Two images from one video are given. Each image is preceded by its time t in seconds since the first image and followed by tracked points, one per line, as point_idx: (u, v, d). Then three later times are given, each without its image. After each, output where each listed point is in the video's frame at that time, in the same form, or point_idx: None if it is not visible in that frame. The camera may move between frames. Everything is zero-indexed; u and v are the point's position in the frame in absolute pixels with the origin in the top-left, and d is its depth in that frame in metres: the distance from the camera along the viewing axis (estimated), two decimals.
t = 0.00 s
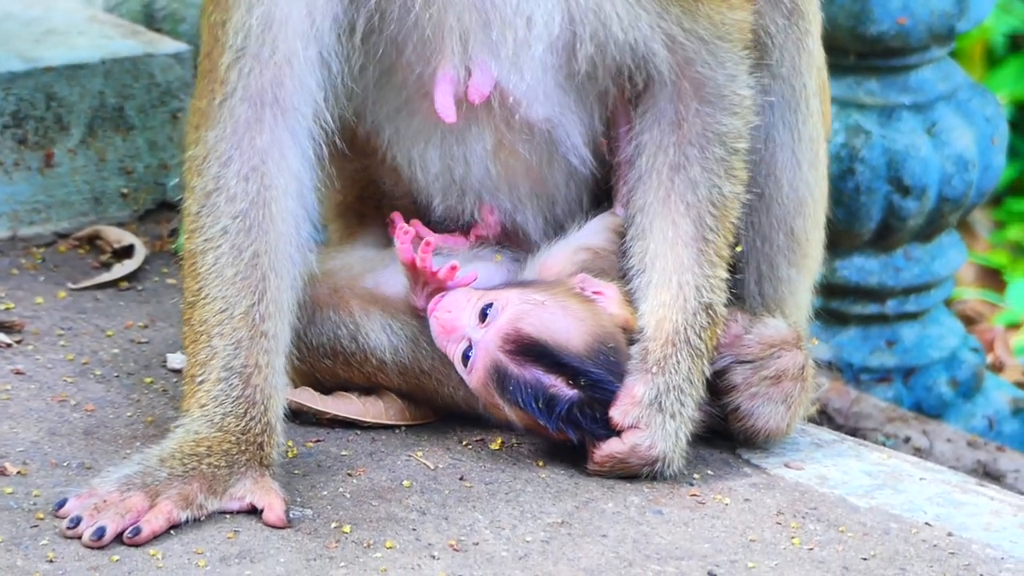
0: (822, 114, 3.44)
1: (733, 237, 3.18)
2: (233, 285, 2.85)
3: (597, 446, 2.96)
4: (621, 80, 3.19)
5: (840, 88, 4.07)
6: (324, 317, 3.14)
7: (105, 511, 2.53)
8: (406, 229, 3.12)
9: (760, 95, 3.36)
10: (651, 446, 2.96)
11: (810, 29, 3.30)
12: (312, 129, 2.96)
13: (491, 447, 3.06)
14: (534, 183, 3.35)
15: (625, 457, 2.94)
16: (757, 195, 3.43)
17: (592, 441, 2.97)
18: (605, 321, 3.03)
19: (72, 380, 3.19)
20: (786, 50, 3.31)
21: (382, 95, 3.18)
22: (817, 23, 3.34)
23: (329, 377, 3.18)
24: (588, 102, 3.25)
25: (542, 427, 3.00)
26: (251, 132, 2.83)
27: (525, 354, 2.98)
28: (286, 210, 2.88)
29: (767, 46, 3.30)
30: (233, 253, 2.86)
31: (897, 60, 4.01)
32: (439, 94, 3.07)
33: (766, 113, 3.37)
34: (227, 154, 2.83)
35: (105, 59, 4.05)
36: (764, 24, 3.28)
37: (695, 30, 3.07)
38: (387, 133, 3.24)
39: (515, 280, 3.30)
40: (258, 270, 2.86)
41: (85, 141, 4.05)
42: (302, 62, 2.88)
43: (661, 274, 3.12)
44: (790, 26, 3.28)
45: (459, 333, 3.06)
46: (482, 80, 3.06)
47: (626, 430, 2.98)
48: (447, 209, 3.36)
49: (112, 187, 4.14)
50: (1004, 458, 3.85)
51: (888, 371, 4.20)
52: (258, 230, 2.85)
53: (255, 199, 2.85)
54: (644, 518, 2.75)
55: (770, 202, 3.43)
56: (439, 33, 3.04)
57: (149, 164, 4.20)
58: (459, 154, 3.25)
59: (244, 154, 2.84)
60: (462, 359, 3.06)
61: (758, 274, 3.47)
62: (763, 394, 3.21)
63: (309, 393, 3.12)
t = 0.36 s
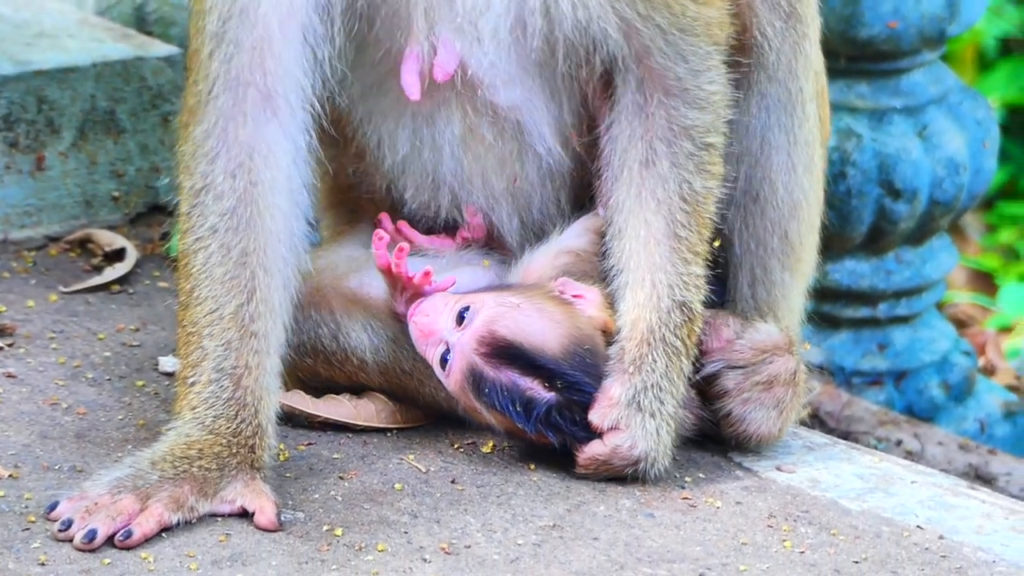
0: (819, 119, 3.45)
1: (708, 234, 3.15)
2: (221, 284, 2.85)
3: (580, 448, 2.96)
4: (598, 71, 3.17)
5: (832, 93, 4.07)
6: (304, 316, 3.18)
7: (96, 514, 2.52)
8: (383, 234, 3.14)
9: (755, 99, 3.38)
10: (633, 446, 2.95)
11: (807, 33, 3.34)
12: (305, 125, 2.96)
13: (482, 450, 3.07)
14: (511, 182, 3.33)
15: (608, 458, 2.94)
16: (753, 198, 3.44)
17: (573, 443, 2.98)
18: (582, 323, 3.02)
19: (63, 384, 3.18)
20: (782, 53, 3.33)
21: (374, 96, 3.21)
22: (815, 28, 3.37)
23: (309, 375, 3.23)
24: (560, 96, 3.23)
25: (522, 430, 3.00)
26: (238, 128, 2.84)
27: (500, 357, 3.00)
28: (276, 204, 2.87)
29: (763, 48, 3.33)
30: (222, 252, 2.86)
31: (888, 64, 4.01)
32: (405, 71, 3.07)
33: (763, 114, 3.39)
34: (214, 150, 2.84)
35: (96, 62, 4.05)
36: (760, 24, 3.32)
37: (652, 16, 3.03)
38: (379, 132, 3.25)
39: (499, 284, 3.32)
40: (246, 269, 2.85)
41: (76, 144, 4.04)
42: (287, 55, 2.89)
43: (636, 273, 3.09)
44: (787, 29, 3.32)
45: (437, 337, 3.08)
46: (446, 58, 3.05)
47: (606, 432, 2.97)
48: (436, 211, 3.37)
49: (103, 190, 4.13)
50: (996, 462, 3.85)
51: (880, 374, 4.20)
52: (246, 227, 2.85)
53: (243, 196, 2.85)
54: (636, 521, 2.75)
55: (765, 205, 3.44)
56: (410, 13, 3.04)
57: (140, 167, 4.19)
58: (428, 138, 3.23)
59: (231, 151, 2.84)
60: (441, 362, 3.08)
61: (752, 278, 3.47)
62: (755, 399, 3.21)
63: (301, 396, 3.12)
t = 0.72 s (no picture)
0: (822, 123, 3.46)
1: (694, 231, 3.10)
2: (197, 237, 2.82)
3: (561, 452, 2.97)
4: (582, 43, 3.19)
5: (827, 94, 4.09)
6: (296, 309, 3.25)
7: (93, 520, 2.52)
8: (366, 235, 3.14)
9: (757, 100, 3.39)
10: (611, 450, 2.93)
11: (810, 35, 3.34)
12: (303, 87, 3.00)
13: (478, 452, 3.07)
14: (501, 165, 3.35)
15: (586, 462, 2.93)
16: (753, 200, 3.45)
17: (554, 447, 2.99)
18: (566, 326, 3.03)
19: (60, 387, 3.18)
20: (786, 55, 3.34)
21: (378, 76, 3.27)
22: (819, 31, 3.38)
23: (303, 366, 3.31)
24: (546, 72, 3.25)
25: (504, 431, 3.02)
26: (221, 83, 2.85)
27: (481, 359, 3.02)
28: (265, 151, 2.87)
29: (767, 49, 3.34)
30: (200, 205, 2.85)
31: (884, 66, 4.02)
32: (392, 36, 3.12)
33: (765, 117, 3.39)
34: (196, 104, 2.85)
35: (92, 65, 4.05)
36: (762, 25, 3.32)
37: None
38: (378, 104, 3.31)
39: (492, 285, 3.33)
40: (222, 221, 2.83)
41: (72, 147, 4.04)
42: (286, 18, 2.95)
43: (621, 273, 3.06)
44: (791, 32, 3.33)
45: (422, 337, 3.10)
46: (429, 22, 3.09)
47: (585, 437, 2.96)
48: (433, 193, 3.42)
49: (100, 193, 4.13)
50: (992, 464, 3.85)
51: (877, 376, 4.20)
52: (227, 183, 2.84)
53: (223, 147, 2.85)
54: (632, 523, 2.75)
55: (765, 207, 3.44)
56: None
57: (136, 170, 4.19)
58: (417, 107, 3.27)
59: (213, 105, 2.85)
60: (426, 363, 3.10)
61: (751, 280, 3.47)
62: (752, 403, 3.21)
63: (297, 399, 3.13)
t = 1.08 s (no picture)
0: (827, 125, 3.46)
1: (690, 232, 3.09)
2: (177, 223, 2.89)
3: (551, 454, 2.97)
4: (580, 40, 3.19)
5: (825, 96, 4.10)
6: (287, 304, 3.27)
7: (89, 521, 2.52)
8: (366, 232, 3.13)
9: (761, 98, 3.40)
10: (599, 450, 2.92)
11: (816, 36, 3.35)
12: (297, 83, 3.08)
13: (475, 453, 3.07)
14: (505, 160, 3.35)
15: (576, 463, 2.92)
16: (754, 199, 3.46)
17: (545, 449, 2.98)
18: (562, 328, 3.04)
19: (56, 387, 3.17)
20: (790, 54, 3.35)
21: (381, 73, 3.31)
22: (825, 33, 3.39)
23: (294, 363, 3.31)
24: (547, 69, 3.24)
25: (496, 432, 3.02)
26: (210, 79, 2.93)
27: (478, 359, 3.02)
28: (252, 143, 2.94)
29: (772, 47, 3.35)
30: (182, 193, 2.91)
31: (880, 67, 4.02)
32: (393, 34, 3.14)
33: (768, 116, 3.40)
34: (184, 96, 2.94)
35: (89, 65, 4.04)
36: (769, 24, 3.34)
37: None
38: (382, 102, 3.34)
39: (489, 283, 3.31)
40: (203, 210, 2.90)
41: (68, 147, 4.04)
42: (279, 16, 3.03)
43: (615, 272, 3.04)
44: (796, 31, 3.33)
45: (418, 336, 3.10)
46: (430, 20, 3.11)
47: (576, 437, 2.95)
48: (437, 183, 3.42)
49: (96, 193, 4.13)
50: (988, 465, 3.85)
51: (872, 377, 4.20)
52: (212, 176, 2.90)
53: (207, 137, 2.92)
54: (629, 524, 2.75)
55: (766, 206, 3.45)
56: None
57: (133, 170, 4.19)
58: (417, 103, 3.29)
59: (200, 98, 2.93)
60: (421, 361, 3.10)
61: (749, 280, 3.48)
62: (748, 405, 3.22)
63: (293, 399, 3.13)
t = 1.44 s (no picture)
0: (829, 126, 3.47)
1: (688, 231, 3.09)
2: (168, 221, 2.90)
3: (550, 455, 2.96)
4: (578, 39, 3.19)
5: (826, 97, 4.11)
6: (288, 301, 3.27)
7: (91, 523, 2.51)
8: (366, 234, 3.14)
9: (763, 99, 3.41)
10: (598, 450, 2.92)
11: (818, 36, 3.36)
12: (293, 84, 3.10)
13: (477, 455, 3.07)
14: (507, 161, 3.35)
15: (575, 463, 2.92)
16: (756, 199, 3.46)
17: (544, 449, 2.98)
18: (559, 329, 3.04)
19: (57, 389, 3.17)
20: (793, 55, 3.36)
21: (382, 74, 3.33)
22: (827, 35, 3.40)
23: (294, 361, 3.31)
24: (546, 69, 3.25)
25: (495, 433, 3.03)
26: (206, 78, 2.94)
27: (476, 361, 3.04)
28: (247, 144, 2.95)
29: (775, 47, 3.36)
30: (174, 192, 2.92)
31: (880, 68, 4.02)
32: (393, 36, 3.14)
33: (771, 116, 3.40)
34: (179, 95, 2.95)
35: (89, 67, 4.04)
36: (772, 24, 3.34)
37: None
38: (382, 100, 3.36)
39: (490, 284, 3.32)
40: (194, 208, 2.90)
41: (69, 149, 4.04)
42: (274, 17, 3.04)
43: (614, 272, 3.05)
44: (800, 31, 3.34)
45: (417, 338, 3.11)
46: (429, 19, 3.11)
47: (574, 437, 2.95)
48: (438, 184, 3.43)
49: (96, 195, 4.13)
50: (989, 466, 3.86)
51: (873, 378, 4.21)
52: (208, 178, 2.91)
53: (201, 136, 2.93)
54: (630, 525, 2.75)
55: (768, 206, 3.45)
56: None
57: (133, 172, 4.19)
58: (417, 103, 3.30)
59: (195, 98, 2.94)
60: (420, 363, 3.11)
61: (751, 280, 3.48)
62: (749, 406, 3.22)
63: (296, 401, 3.13)
